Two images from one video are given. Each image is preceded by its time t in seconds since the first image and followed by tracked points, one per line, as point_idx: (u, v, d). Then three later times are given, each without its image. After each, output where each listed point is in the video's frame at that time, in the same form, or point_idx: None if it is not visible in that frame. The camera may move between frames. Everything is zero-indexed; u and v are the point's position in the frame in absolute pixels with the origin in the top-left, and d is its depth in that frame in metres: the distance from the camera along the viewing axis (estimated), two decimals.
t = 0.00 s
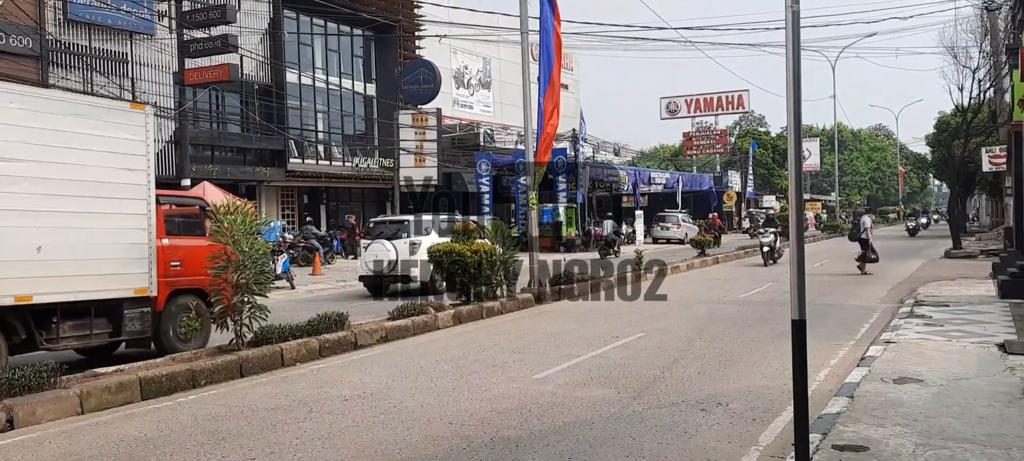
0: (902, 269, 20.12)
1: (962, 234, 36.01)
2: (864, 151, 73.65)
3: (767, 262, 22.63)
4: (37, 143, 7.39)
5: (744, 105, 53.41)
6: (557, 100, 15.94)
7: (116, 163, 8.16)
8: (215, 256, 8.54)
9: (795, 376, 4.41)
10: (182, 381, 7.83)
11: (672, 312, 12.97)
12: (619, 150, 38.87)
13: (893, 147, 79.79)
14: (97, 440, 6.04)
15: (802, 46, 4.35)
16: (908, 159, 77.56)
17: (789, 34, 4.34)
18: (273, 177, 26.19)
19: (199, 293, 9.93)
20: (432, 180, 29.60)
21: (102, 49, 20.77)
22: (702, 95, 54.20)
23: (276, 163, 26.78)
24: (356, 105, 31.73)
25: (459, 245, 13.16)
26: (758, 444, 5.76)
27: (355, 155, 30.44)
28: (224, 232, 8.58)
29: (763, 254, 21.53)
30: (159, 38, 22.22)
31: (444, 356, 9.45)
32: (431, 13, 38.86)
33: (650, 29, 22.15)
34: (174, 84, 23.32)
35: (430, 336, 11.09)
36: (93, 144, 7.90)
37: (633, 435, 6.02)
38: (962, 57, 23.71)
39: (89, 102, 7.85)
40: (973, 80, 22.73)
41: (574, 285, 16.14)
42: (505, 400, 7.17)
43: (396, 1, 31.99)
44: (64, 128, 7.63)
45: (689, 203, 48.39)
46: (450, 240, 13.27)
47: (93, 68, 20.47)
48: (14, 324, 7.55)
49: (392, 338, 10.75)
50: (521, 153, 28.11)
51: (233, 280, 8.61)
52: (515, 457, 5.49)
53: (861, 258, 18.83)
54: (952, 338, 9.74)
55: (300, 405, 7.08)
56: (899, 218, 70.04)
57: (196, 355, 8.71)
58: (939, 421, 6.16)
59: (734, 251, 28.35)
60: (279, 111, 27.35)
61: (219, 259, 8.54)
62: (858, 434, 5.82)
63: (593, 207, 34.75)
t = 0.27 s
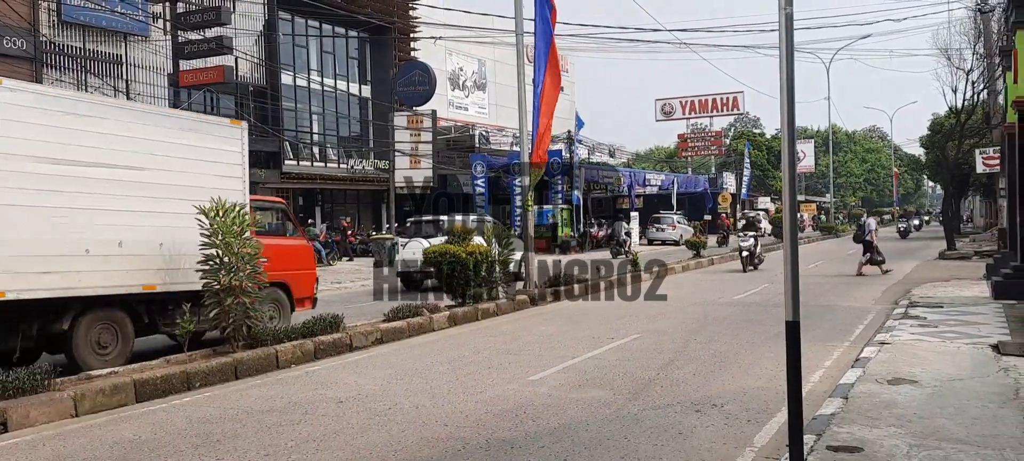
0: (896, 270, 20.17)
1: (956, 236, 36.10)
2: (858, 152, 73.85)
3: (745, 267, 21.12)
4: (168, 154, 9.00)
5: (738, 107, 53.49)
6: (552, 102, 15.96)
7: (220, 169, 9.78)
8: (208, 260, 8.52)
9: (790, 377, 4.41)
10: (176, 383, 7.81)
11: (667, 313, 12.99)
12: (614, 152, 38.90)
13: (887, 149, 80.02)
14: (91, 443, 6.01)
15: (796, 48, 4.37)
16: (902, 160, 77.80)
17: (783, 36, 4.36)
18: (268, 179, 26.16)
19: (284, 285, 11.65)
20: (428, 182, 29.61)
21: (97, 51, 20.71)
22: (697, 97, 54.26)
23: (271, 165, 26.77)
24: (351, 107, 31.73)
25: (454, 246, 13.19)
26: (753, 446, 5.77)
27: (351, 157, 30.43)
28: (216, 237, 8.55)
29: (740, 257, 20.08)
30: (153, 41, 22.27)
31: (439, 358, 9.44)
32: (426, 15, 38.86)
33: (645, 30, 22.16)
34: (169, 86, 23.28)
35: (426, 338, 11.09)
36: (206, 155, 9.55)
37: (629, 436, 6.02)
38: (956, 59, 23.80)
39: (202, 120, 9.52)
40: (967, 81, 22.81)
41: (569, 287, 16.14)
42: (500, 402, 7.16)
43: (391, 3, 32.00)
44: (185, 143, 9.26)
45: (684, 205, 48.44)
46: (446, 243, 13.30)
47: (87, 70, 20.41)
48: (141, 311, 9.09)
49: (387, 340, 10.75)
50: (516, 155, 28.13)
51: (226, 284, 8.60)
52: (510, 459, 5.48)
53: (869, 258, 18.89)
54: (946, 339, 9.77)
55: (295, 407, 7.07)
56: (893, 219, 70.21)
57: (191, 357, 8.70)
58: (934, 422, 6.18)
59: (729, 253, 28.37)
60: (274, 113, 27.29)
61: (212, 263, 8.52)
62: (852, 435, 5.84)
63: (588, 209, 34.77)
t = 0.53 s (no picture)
0: (890, 272, 20.23)
1: (949, 237, 36.21)
2: (852, 154, 74.10)
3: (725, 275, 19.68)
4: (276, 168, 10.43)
5: (733, 108, 53.61)
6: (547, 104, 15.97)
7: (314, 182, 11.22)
8: (197, 263, 8.43)
9: (784, 379, 4.41)
10: (170, 386, 7.78)
11: (661, 315, 13.01)
12: (609, 153, 38.94)
13: (882, 150, 80.27)
14: (83, 446, 5.99)
15: (789, 51, 4.37)
16: (896, 162, 77.98)
17: (776, 38, 4.37)
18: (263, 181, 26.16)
19: (357, 278, 12.48)
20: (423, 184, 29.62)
21: (91, 53, 20.64)
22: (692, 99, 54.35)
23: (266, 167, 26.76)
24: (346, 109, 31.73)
25: (448, 248, 13.18)
26: (747, 447, 5.77)
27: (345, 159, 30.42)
28: (205, 240, 8.45)
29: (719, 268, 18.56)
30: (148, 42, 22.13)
31: (434, 360, 9.42)
32: (421, 17, 38.87)
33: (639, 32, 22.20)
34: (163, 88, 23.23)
35: (420, 340, 11.08)
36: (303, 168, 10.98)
37: (623, 438, 6.02)
38: (949, 61, 23.88)
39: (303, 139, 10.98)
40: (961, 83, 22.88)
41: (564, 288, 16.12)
42: (494, 404, 7.16)
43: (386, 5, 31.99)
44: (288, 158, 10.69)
45: (679, 206, 48.51)
46: (440, 245, 13.30)
47: (81, 72, 20.38)
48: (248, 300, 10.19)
49: (382, 342, 10.73)
50: (511, 157, 28.14)
51: (218, 286, 8.56)
52: None
53: (876, 259, 18.91)
54: (939, 340, 9.80)
55: (289, 410, 7.06)
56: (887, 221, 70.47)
57: (184, 359, 8.67)
58: (928, 423, 6.19)
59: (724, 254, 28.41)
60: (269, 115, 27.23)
61: (201, 265, 8.43)
62: (846, 436, 5.85)
63: (583, 210, 34.80)
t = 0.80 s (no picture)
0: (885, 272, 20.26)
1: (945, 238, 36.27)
2: (848, 155, 74.25)
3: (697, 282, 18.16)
4: (346, 173, 12.22)
5: (729, 109, 53.67)
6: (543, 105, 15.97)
7: (371, 183, 12.91)
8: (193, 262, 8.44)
9: (779, 381, 4.41)
10: (165, 388, 7.75)
11: (657, 315, 13.03)
12: (605, 154, 38.97)
13: (877, 151, 80.46)
14: (77, 448, 5.96)
15: (783, 51, 4.38)
16: (891, 163, 78.18)
17: (770, 38, 4.37)
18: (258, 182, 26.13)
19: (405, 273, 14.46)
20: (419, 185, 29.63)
21: (86, 53, 20.60)
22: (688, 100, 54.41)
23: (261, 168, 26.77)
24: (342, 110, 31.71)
25: (444, 249, 13.18)
26: (743, 448, 5.78)
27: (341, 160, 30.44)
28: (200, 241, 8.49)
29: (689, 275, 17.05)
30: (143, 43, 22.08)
31: (429, 361, 9.40)
32: (416, 18, 38.87)
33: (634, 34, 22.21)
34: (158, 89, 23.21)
35: (416, 341, 11.07)
36: (363, 172, 12.63)
37: (619, 438, 6.03)
38: (944, 62, 23.94)
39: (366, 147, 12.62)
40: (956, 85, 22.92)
41: (561, 289, 16.13)
42: (489, 405, 7.15)
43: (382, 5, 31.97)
44: (351, 164, 12.34)
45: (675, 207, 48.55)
46: (436, 245, 13.31)
47: (76, 73, 20.36)
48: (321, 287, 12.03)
49: (377, 343, 10.71)
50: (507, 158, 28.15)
51: (214, 287, 8.58)
52: None
53: (881, 259, 18.89)
54: (934, 340, 9.82)
55: (285, 411, 7.05)
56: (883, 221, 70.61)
57: (180, 361, 8.66)
58: (922, 423, 6.20)
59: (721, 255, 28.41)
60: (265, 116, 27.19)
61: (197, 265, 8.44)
62: (841, 436, 5.85)
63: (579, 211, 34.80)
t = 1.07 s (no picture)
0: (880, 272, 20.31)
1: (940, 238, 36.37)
2: (843, 155, 74.42)
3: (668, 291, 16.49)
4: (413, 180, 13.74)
5: (724, 110, 53.77)
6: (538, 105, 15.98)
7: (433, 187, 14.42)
8: (192, 262, 8.44)
9: (774, 381, 4.42)
10: (160, 388, 7.74)
11: (652, 316, 13.05)
12: (601, 154, 38.99)
13: (872, 151, 80.65)
14: (71, 449, 5.93)
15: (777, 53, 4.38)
16: (886, 163, 78.35)
17: (765, 39, 4.37)
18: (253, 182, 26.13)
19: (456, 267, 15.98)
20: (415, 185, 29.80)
21: (81, 54, 20.55)
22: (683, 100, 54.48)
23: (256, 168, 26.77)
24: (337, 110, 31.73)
25: (440, 250, 13.19)
26: (739, 447, 5.78)
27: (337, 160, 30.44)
28: (199, 242, 8.45)
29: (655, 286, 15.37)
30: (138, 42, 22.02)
31: (425, 362, 9.39)
32: (412, 18, 38.86)
33: (629, 34, 22.26)
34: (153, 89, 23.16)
35: (411, 341, 11.07)
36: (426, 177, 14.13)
37: (615, 439, 6.03)
38: (939, 62, 24.03)
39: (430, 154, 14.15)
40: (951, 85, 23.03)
41: (557, 290, 16.16)
42: (485, 405, 7.15)
43: (378, 6, 31.95)
44: (416, 169, 13.83)
45: (671, 207, 48.61)
46: (432, 245, 13.34)
47: (70, 73, 20.30)
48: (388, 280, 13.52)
49: (373, 344, 10.71)
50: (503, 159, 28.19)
51: (211, 286, 8.54)
52: None
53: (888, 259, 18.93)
54: (929, 340, 9.86)
55: (280, 411, 7.03)
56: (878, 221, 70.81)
57: (175, 361, 8.65)
58: (917, 423, 6.21)
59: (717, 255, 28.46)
60: (260, 117, 27.17)
61: (196, 265, 8.44)
62: (837, 436, 5.86)
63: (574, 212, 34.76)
